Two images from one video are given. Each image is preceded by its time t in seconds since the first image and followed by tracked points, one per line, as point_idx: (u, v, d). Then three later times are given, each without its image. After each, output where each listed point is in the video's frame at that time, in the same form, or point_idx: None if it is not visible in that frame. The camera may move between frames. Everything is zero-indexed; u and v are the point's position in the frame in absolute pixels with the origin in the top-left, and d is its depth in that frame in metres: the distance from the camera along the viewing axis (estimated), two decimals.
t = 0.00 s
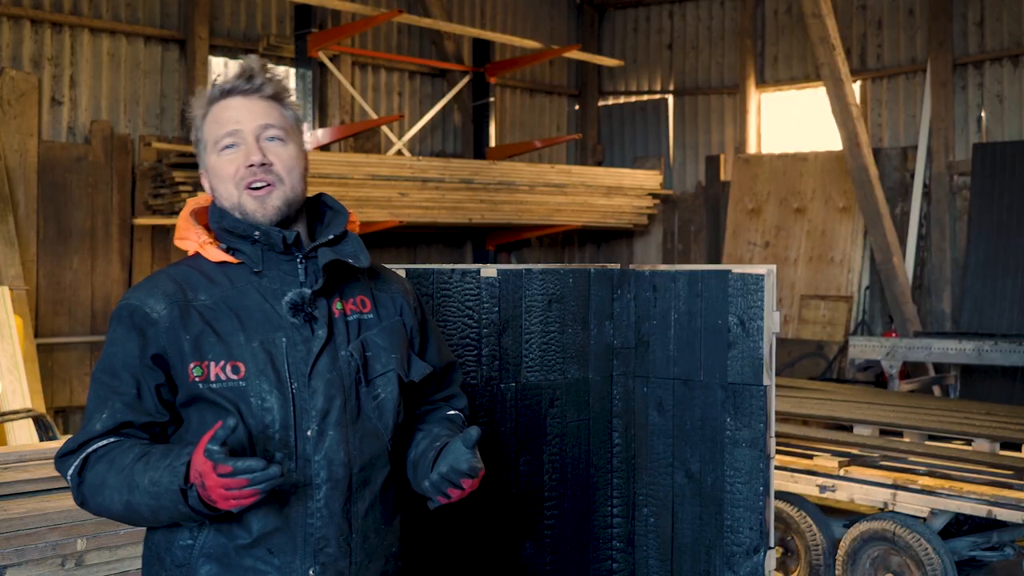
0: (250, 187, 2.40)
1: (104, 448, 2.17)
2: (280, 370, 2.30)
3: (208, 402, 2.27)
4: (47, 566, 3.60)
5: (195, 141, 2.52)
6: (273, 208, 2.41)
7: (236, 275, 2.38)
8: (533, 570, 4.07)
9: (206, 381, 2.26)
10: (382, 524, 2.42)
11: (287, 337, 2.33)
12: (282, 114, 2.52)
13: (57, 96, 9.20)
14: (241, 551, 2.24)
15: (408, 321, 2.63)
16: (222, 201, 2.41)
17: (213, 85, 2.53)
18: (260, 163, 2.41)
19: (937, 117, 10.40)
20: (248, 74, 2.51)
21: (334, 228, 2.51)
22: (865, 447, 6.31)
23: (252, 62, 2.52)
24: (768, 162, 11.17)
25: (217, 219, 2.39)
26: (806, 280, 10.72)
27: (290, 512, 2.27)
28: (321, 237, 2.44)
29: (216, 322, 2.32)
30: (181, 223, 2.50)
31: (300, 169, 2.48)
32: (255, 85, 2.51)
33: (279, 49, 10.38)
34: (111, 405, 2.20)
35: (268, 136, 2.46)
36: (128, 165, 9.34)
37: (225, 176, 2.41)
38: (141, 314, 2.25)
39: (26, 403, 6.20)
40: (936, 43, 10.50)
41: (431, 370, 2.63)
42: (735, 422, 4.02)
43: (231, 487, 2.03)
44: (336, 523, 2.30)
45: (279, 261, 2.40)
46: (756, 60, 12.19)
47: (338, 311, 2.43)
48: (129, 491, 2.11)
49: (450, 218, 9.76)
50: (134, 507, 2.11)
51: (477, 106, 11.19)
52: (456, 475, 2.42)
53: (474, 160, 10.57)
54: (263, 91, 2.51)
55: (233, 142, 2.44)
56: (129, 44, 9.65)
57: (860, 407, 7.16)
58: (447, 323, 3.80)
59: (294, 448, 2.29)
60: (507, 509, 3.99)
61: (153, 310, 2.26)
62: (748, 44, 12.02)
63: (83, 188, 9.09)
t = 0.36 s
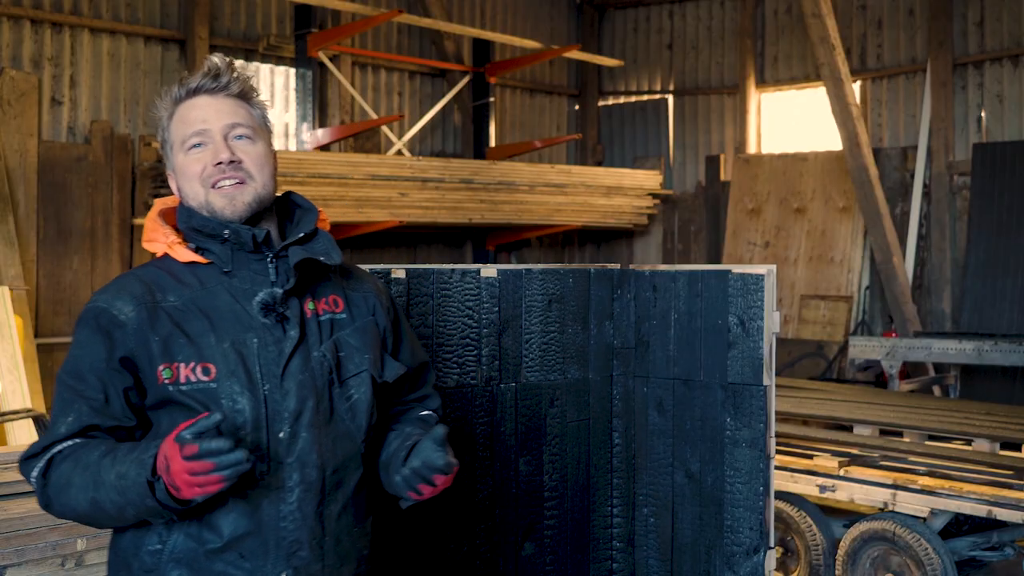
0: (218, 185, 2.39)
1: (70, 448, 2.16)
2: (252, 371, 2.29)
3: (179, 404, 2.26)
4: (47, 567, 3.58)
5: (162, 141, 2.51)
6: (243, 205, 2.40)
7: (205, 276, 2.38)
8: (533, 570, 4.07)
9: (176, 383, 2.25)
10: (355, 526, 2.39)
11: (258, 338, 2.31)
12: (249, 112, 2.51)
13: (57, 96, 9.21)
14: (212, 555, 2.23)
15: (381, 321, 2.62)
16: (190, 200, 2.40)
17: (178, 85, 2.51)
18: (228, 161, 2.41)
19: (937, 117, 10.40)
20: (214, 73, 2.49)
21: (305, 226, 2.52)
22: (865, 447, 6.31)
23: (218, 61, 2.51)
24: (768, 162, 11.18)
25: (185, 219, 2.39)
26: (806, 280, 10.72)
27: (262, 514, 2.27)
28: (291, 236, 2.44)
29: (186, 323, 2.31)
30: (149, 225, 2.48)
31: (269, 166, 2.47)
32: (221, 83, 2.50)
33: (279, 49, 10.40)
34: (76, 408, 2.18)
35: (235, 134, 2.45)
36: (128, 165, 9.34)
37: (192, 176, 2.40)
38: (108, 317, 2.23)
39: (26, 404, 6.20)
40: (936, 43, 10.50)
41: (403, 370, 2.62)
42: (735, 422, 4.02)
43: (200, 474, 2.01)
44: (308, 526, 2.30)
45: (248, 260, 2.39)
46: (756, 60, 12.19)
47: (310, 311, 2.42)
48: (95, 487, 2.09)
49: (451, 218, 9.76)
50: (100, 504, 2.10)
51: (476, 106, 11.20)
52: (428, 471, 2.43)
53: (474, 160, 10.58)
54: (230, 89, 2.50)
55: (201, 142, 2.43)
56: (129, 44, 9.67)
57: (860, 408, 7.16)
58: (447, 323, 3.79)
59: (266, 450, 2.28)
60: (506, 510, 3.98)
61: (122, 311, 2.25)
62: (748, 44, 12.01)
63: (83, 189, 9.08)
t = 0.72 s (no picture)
0: (195, 193, 2.38)
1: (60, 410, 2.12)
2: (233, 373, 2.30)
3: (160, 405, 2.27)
4: (47, 567, 3.57)
5: (138, 144, 2.48)
6: (221, 213, 2.39)
7: (186, 279, 2.38)
8: (533, 571, 4.07)
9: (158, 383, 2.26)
10: (341, 528, 2.39)
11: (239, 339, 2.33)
12: (226, 115, 2.47)
13: (57, 96, 9.22)
14: (193, 559, 2.21)
15: (365, 319, 2.64)
16: (167, 207, 2.39)
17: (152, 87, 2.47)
18: (204, 168, 2.38)
19: (937, 117, 10.40)
20: (189, 76, 2.45)
21: (285, 227, 2.49)
22: (865, 447, 6.31)
23: (193, 63, 2.46)
24: (768, 162, 11.18)
25: (164, 224, 2.40)
26: (806, 280, 10.72)
27: (244, 516, 2.25)
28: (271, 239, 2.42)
29: (166, 325, 2.32)
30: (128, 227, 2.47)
31: (246, 171, 2.46)
32: (197, 87, 2.45)
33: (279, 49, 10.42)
34: (73, 379, 2.17)
35: (212, 140, 2.43)
36: (128, 165, 9.33)
37: (169, 183, 2.38)
38: (90, 313, 2.23)
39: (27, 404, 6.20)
40: (936, 43, 10.50)
41: (390, 367, 2.63)
42: (735, 422, 4.02)
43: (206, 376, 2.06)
44: (291, 529, 2.28)
45: (228, 263, 2.39)
46: (756, 60, 12.19)
47: (291, 312, 2.46)
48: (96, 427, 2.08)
49: (451, 218, 9.76)
50: (104, 434, 2.07)
51: (476, 106, 11.20)
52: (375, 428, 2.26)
53: (474, 160, 10.59)
54: (206, 93, 2.46)
55: (177, 148, 2.41)
56: (129, 44, 9.67)
57: (860, 407, 7.16)
58: (447, 323, 3.79)
59: (247, 453, 2.27)
60: (505, 510, 3.98)
61: (104, 308, 2.25)
62: (748, 44, 12.01)
63: (83, 189, 9.08)
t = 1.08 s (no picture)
0: (198, 195, 2.39)
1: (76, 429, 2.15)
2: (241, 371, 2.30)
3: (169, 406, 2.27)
4: (47, 567, 3.55)
5: (138, 148, 2.49)
6: (224, 212, 2.40)
7: (191, 281, 2.38)
8: (533, 570, 4.07)
9: (166, 385, 2.26)
10: (351, 523, 2.40)
11: (246, 338, 2.34)
12: (225, 115, 2.48)
13: (57, 96, 9.22)
14: (206, 556, 2.23)
15: (370, 315, 2.62)
16: (171, 209, 2.40)
17: (150, 91, 2.48)
18: (206, 170, 2.39)
19: (937, 117, 10.39)
20: (186, 77, 2.46)
21: (289, 226, 2.51)
22: (865, 447, 6.31)
23: (189, 64, 2.47)
24: (768, 162, 11.18)
25: (168, 226, 2.39)
26: (806, 280, 10.72)
27: (255, 514, 2.25)
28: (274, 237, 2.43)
29: (173, 326, 2.31)
30: (132, 231, 2.47)
31: (247, 170, 2.46)
32: (194, 89, 2.46)
33: (279, 49, 10.42)
34: (82, 393, 2.17)
35: (212, 141, 2.44)
36: (128, 165, 9.33)
37: (171, 186, 2.39)
38: (97, 317, 2.23)
39: (26, 404, 6.20)
40: (936, 43, 10.50)
41: (396, 362, 2.61)
42: (735, 422, 4.02)
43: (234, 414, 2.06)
44: (302, 525, 2.29)
45: (232, 263, 2.39)
46: (756, 60, 12.19)
47: (296, 310, 2.44)
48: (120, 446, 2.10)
49: (450, 218, 9.76)
50: (125, 464, 2.09)
51: (477, 106, 11.20)
52: (393, 401, 2.26)
53: (474, 160, 10.59)
54: (203, 94, 2.47)
55: (177, 150, 2.42)
56: (129, 44, 9.68)
57: (860, 408, 7.16)
58: (447, 323, 3.79)
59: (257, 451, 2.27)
60: (505, 510, 3.98)
61: (110, 313, 2.24)
62: (748, 44, 12.00)
63: (84, 188, 9.08)
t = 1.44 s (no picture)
0: (211, 193, 2.38)
1: (92, 444, 2.18)
2: (252, 372, 2.31)
3: (182, 407, 2.27)
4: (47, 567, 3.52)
5: (152, 146, 2.50)
6: (236, 211, 2.40)
7: (203, 280, 2.38)
8: (533, 570, 4.07)
9: (178, 387, 2.26)
10: (361, 523, 2.39)
11: (258, 339, 2.33)
12: (238, 114, 2.48)
13: (57, 96, 9.22)
14: (218, 555, 2.22)
15: (381, 316, 2.63)
16: (183, 208, 2.40)
17: (164, 89, 2.48)
18: (218, 168, 2.39)
19: (937, 117, 10.40)
20: (200, 76, 2.45)
21: (301, 226, 2.50)
22: (865, 447, 6.31)
23: (203, 63, 2.46)
24: (768, 162, 11.18)
25: (180, 225, 2.39)
26: (806, 280, 10.73)
27: (266, 513, 2.24)
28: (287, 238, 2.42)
29: (185, 326, 2.31)
30: (145, 229, 2.47)
31: (260, 169, 2.46)
32: (208, 87, 2.45)
33: (279, 49, 10.40)
34: (93, 405, 2.19)
35: (225, 139, 2.44)
36: (128, 165, 9.33)
37: (184, 184, 2.39)
38: (110, 321, 2.23)
39: (26, 404, 6.20)
40: (936, 43, 10.49)
41: (406, 364, 2.63)
42: (735, 422, 4.02)
43: (237, 442, 2.09)
44: (313, 525, 2.28)
45: (245, 263, 2.38)
46: (756, 60, 12.19)
47: (308, 310, 2.43)
48: (137, 470, 2.12)
49: (450, 218, 9.76)
50: (141, 486, 2.12)
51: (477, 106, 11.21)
52: (410, 418, 2.35)
53: (474, 160, 10.59)
54: (217, 93, 2.47)
55: (190, 149, 2.42)
56: (129, 44, 9.67)
57: (860, 408, 7.16)
58: (447, 323, 3.79)
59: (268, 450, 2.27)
60: (505, 510, 3.98)
61: (122, 315, 2.24)
62: (748, 44, 12.00)
63: (84, 189, 9.08)
